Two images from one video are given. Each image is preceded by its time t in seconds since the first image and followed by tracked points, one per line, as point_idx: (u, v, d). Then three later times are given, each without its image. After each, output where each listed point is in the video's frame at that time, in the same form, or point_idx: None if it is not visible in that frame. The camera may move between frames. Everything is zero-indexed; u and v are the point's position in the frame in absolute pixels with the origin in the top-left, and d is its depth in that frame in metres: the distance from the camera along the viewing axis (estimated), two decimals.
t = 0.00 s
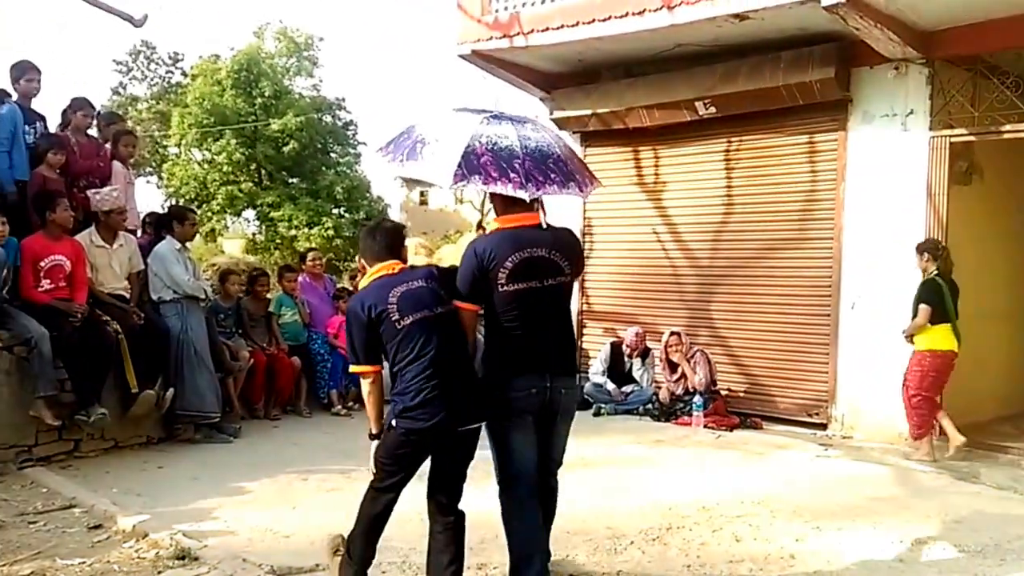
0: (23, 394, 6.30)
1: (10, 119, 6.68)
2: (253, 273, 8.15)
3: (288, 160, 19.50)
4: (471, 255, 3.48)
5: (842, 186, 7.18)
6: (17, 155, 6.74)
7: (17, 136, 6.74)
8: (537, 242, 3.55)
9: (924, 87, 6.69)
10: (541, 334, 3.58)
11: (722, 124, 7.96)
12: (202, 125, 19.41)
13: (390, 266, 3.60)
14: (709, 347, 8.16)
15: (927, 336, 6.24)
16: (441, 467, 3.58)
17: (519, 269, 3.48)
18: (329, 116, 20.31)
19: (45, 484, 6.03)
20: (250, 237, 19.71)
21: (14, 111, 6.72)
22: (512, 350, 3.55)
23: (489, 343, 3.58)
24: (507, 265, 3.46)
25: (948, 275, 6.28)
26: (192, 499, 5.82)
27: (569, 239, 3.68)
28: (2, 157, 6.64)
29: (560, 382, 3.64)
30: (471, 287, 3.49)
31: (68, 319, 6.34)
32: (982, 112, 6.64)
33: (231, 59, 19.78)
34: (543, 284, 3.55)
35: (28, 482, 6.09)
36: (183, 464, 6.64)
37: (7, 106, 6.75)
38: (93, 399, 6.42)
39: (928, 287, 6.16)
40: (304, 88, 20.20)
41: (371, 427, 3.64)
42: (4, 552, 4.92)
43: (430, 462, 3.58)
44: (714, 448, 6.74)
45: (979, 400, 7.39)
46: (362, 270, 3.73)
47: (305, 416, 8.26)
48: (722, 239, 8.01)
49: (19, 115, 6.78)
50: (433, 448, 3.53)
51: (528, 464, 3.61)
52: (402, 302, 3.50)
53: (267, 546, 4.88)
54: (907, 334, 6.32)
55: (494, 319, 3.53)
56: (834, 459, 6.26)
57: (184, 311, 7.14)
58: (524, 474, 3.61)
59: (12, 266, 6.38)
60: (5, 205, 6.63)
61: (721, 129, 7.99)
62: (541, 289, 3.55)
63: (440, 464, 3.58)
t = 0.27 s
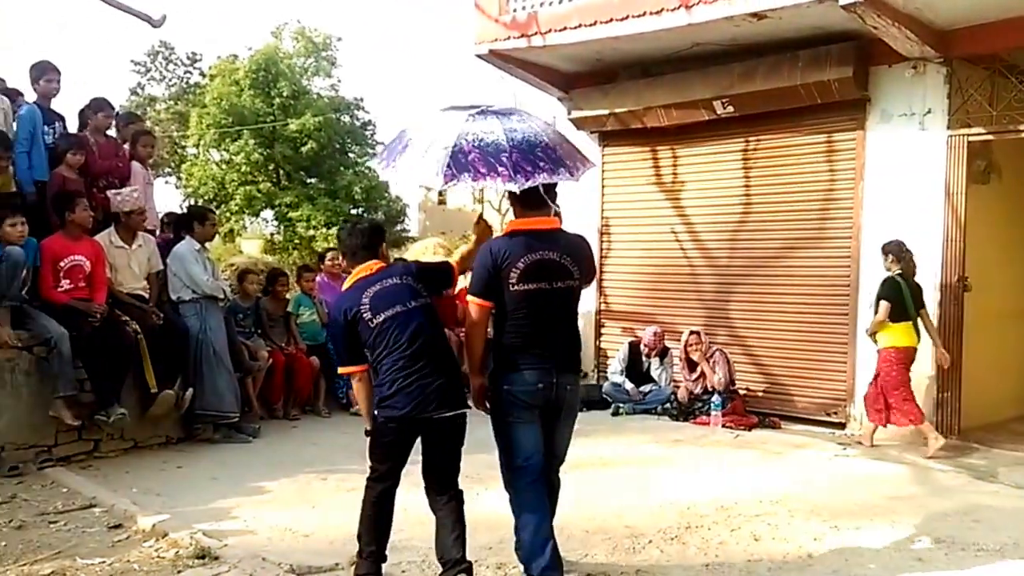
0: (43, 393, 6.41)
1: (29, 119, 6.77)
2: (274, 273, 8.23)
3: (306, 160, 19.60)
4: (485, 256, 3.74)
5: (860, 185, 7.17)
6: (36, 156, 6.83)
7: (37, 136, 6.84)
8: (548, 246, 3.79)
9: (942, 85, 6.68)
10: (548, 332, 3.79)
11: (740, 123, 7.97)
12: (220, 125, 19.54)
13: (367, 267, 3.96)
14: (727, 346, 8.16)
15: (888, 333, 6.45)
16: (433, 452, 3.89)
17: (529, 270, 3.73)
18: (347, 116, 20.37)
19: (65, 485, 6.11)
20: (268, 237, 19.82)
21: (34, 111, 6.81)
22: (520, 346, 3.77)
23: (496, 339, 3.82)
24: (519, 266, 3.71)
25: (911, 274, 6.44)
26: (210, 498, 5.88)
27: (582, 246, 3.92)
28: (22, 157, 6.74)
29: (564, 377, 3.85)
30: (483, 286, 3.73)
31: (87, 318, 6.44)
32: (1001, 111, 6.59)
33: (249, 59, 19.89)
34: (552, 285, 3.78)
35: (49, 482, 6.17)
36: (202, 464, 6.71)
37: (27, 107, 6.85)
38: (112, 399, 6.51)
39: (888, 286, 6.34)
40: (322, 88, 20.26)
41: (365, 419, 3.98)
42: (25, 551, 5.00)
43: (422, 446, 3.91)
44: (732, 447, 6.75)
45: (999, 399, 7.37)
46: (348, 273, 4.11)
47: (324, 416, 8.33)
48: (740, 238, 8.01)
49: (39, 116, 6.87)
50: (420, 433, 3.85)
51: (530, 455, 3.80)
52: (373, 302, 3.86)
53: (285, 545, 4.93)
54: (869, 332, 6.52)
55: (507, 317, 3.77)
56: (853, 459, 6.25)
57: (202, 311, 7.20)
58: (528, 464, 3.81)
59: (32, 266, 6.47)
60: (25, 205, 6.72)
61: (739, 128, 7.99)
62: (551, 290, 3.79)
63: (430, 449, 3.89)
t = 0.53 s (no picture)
0: (63, 394, 6.50)
1: (48, 120, 6.88)
2: (294, 273, 8.30)
3: (325, 160, 19.68)
4: (510, 247, 3.90)
5: (879, 184, 7.15)
6: (55, 156, 6.93)
7: (56, 137, 6.93)
8: (570, 241, 3.95)
9: (962, 84, 6.66)
10: (561, 327, 3.95)
11: (758, 123, 7.96)
12: (239, 125, 19.66)
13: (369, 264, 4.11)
14: (747, 346, 8.17)
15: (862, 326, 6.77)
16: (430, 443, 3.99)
17: (551, 264, 3.89)
18: (366, 116, 20.42)
19: (85, 485, 6.18)
20: (288, 237, 19.93)
21: (53, 111, 6.92)
22: (537, 338, 3.93)
23: (514, 330, 3.97)
24: (541, 258, 3.87)
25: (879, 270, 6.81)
26: (228, 498, 5.94)
27: (601, 244, 4.08)
28: (41, 157, 6.84)
29: (573, 371, 4.01)
30: (507, 276, 3.89)
31: (106, 319, 6.49)
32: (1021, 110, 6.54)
33: (268, 59, 19.99)
34: (572, 279, 3.93)
35: (70, 482, 6.25)
36: (221, 465, 6.78)
37: (47, 107, 6.95)
38: (132, 399, 6.57)
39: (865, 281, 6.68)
40: (341, 88, 20.31)
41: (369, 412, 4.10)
42: (46, 551, 5.07)
43: (419, 438, 4.02)
44: (751, 447, 6.75)
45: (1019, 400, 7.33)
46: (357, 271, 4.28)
47: (343, 416, 8.39)
48: (760, 238, 8.01)
49: (58, 116, 6.98)
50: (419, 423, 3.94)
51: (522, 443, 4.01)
52: (369, 296, 3.99)
53: (304, 547, 4.97)
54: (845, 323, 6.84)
55: (524, 307, 3.92)
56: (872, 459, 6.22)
57: (221, 310, 7.28)
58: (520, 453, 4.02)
59: (51, 267, 6.53)
60: (45, 204, 6.82)
61: (758, 128, 7.98)
62: (570, 284, 3.94)
63: (428, 439, 4.01)
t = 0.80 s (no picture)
0: (85, 393, 6.48)
1: (72, 123, 6.81)
2: (310, 273, 8.25)
3: (340, 160, 19.66)
4: (515, 244, 4.07)
5: (903, 182, 7.03)
6: (79, 159, 6.85)
7: (79, 140, 6.86)
8: (573, 238, 4.11)
9: (988, 80, 6.55)
10: (565, 322, 4.09)
11: (779, 120, 7.85)
12: (256, 127, 19.68)
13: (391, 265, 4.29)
14: (767, 347, 8.06)
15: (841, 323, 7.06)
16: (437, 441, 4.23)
17: (554, 261, 4.04)
18: (381, 116, 20.43)
19: (107, 483, 6.15)
20: (304, 237, 19.93)
21: (75, 115, 6.86)
22: (541, 333, 4.08)
23: (519, 325, 4.13)
24: (545, 255, 4.04)
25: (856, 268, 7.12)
26: (247, 497, 5.89)
27: (605, 244, 4.23)
28: (65, 161, 6.76)
29: (578, 366, 4.12)
30: (512, 272, 4.06)
31: (128, 318, 6.47)
32: None
33: (283, 61, 20.00)
34: (575, 276, 4.08)
35: (92, 480, 6.22)
36: (240, 464, 6.72)
37: (69, 111, 6.89)
38: (152, 399, 6.54)
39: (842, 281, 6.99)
40: (355, 89, 20.33)
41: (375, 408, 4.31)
42: (69, 548, 5.03)
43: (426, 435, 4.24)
44: (773, 450, 6.64)
45: None
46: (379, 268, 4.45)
47: (359, 417, 8.32)
48: (780, 237, 7.91)
49: (80, 119, 6.91)
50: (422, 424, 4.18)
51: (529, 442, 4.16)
52: (385, 298, 4.18)
53: (323, 545, 4.91)
54: (826, 322, 7.14)
55: (530, 302, 4.08)
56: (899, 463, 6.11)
57: (240, 311, 7.22)
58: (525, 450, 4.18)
59: (75, 268, 6.47)
60: (68, 208, 6.76)
61: (777, 125, 7.87)
62: (574, 280, 4.08)
63: (433, 437, 4.23)
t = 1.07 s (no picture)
0: (107, 392, 6.44)
1: (93, 126, 6.75)
2: (326, 273, 8.20)
3: (355, 160, 19.63)
4: (504, 253, 4.17)
5: (930, 179, 6.91)
6: (100, 162, 6.78)
7: (100, 142, 6.80)
8: (562, 243, 4.21)
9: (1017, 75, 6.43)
10: (561, 324, 4.19)
11: (800, 117, 7.73)
12: (272, 128, 19.69)
13: (409, 257, 4.53)
14: (789, 347, 7.96)
15: (824, 322, 7.30)
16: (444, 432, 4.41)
17: (544, 266, 4.15)
18: (395, 116, 20.40)
19: (128, 481, 6.10)
20: (320, 237, 19.91)
21: (96, 117, 6.80)
22: (537, 338, 4.18)
23: (515, 331, 4.24)
24: (534, 262, 4.14)
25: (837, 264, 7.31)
26: (266, 496, 5.83)
27: (594, 245, 4.32)
28: (86, 163, 6.70)
29: (575, 367, 4.20)
30: (502, 281, 4.17)
31: (149, 319, 6.44)
32: None
33: (299, 62, 20.00)
34: (567, 280, 4.18)
35: (114, 478, 6.17)
36: (257, 463, 6.66)
37: (90, 114, 6.84)
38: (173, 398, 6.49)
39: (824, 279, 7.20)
40: (370, 89, 20.30)
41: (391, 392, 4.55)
42: (91, 545, 4.98)
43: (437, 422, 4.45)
44: (798, 454, 6.53)
45: None
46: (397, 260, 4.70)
47: (375, 417, 8.24)
48: (802, 236, 7.80)
49: (101, 122, 6.85)
50: (431, 411, 4.41)
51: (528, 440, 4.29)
52: (402, 287, 4.42)
53: (343, 544, 4.84)
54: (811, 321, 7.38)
55: (523, 308, 4.19)
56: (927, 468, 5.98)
57: (258, 312, 7.16)
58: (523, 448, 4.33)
59: (96, 269, 6.45)
60: (90, 210, 6.72)
61: (799, 121, 7.75)
62: (564, 284, 4.18)
63: (443, 427, 4.43)
